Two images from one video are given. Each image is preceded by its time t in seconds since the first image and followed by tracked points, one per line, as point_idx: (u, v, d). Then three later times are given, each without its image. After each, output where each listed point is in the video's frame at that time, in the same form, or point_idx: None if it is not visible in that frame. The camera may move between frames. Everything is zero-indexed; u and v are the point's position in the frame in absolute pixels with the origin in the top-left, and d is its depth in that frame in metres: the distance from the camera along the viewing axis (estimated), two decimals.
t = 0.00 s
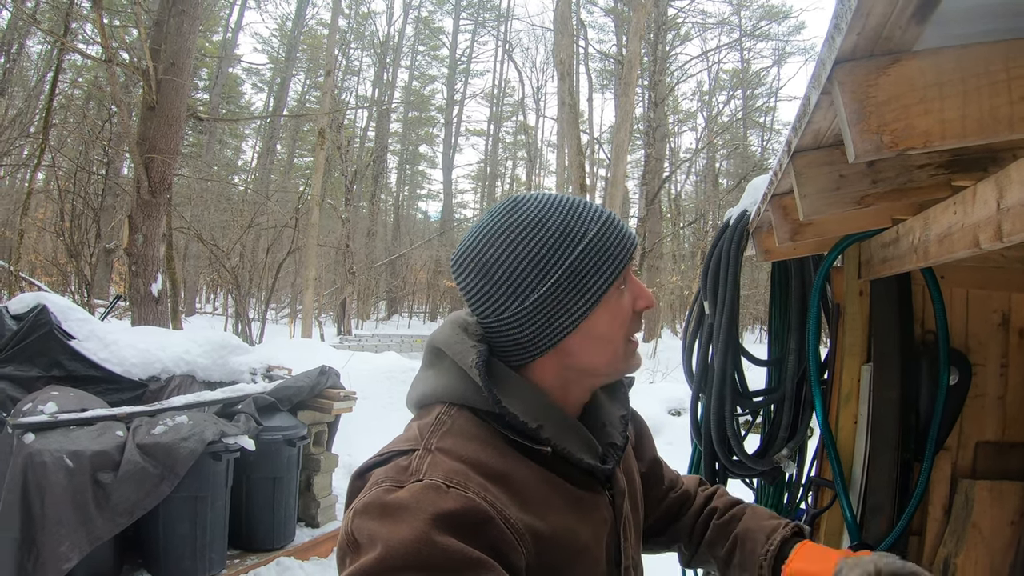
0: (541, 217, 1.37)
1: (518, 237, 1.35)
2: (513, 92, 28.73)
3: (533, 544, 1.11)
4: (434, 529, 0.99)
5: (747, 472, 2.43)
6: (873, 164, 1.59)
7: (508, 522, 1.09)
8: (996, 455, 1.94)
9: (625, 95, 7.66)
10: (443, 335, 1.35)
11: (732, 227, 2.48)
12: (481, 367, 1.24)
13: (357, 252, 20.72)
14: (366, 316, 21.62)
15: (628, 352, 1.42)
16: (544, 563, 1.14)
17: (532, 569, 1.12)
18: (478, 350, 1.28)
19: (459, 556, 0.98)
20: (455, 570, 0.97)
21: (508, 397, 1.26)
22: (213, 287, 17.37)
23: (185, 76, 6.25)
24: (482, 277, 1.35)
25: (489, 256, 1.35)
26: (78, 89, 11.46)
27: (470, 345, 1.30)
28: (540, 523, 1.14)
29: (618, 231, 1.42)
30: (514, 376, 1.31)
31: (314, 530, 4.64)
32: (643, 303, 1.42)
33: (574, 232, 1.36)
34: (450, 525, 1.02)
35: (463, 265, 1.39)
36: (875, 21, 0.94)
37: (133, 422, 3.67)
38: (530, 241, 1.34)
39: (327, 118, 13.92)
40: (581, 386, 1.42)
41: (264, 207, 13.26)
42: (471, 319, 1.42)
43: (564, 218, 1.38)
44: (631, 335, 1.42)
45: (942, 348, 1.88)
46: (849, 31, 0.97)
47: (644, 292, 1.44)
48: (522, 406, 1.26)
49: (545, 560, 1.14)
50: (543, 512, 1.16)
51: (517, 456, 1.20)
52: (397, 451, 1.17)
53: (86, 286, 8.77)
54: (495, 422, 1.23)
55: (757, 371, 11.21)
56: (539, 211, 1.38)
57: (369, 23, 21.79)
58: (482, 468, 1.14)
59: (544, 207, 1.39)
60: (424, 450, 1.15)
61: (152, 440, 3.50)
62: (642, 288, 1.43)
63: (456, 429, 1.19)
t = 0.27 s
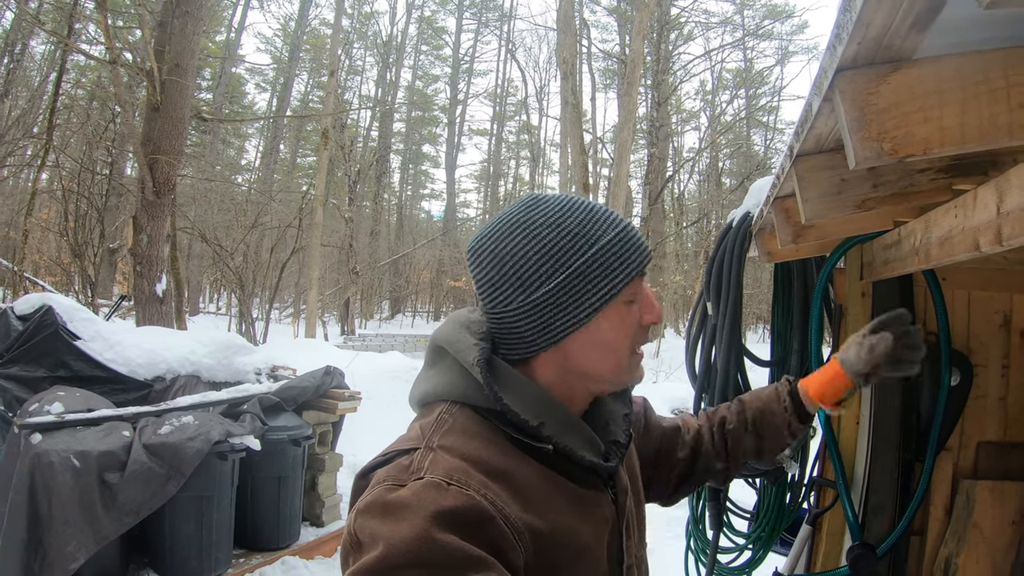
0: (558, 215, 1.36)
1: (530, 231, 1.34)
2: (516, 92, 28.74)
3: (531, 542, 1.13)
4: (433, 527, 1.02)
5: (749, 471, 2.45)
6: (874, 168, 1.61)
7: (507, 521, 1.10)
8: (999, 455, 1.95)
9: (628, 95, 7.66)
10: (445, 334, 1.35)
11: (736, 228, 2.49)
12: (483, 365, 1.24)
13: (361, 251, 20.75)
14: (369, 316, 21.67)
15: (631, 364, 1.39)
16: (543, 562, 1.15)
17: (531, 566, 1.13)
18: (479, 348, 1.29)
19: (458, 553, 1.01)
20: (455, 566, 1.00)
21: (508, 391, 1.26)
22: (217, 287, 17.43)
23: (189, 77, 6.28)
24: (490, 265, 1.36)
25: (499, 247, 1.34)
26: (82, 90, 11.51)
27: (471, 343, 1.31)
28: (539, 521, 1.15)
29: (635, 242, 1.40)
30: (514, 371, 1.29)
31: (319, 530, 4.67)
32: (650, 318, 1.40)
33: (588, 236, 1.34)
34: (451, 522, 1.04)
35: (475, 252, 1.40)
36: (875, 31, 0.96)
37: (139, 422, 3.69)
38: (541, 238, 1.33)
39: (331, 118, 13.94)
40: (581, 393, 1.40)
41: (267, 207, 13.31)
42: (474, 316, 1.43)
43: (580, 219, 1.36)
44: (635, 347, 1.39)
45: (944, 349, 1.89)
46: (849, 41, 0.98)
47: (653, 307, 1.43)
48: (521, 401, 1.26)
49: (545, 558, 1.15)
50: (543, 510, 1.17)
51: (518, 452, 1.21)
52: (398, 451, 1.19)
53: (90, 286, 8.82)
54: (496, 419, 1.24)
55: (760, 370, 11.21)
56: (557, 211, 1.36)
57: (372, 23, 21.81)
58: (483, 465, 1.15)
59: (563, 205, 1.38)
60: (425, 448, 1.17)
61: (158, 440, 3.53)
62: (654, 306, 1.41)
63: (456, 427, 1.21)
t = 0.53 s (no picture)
0: (572, 215, 1.38)
1: (541, 226, 1.37)
2: (519, 92, 28.80)
3: (556, 539, 1.14)
4: (458, 531, 1.01)
5: (755, 470, 2.46)
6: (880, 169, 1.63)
7: (531, 519, 1.11)
8: (1001, 454, 1.97)
9: (631, 96, 7.68)
10: (455, 328, 1.38)
11: (741, 228, 2.50)
12: (497, 365, 1.26)
13: (363, 251, 20.79)
14: (372, 316, 21.73)
15: (626, 388, 1.37)
16: (566, 557, 1.16)
17: (556, 562, 1.15)
18: (493, 346, 1.31)
19: (486, 556, 1.00)
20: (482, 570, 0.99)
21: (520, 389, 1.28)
22: (220, 286, 17.49)
23: (194, 77, 6.32)
24: (504, 252, 1.42)
25: (512, 236, 1.40)
26: (86, 90, 11.57)
27: (483, 340, 1.33)
28: (561, 518, 1.16)
29: (643, 253, 1.38)
30: (526, 369, 1.31)
31: (324, 528, 4.70)
32: (654, 342, 1.38)
33: (592, 241, 1.35)
34: (475, 525, 1.04)
35: (496, 236, 1.46)
36: (883, 35, 0.98)
37: (145, 420, 3.73)
38: (546, 235, 1.35)
39: (334, 118, 13.98)
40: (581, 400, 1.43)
41: (271, 206, 13.35)
42: (484, 308, 1.48)
43: (593, 223, 1.37)
44: (635, 370, 1.37)
45: (947, 349, 1.91)
46: (858, 44, 1.00)
47: (662, 333, 1.39)
48: (534, 397, 1.28)
49: (570, 551, 1.17)
50: (563, 505, 1.18)
51: (536, 449, 1.23)
52: (413, 452, 1.20)
53: (94, 285, 8.86)
54: (512, 416, 1.25)
55: (762, 372, 11.23)
56: (571, 211, 1.38)
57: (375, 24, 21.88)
58: (503, 465, 1.15)
59: (581, 206, 1.39)
60: (444, 449, 1.16)
61: (165, 438, 3.56)
62: (662, 329, 1.38)
63: (473, 426, 1.21)
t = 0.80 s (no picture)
0: (568, 222, 1.37)
1: (537, 233, 1.36)
2: (520, 92, 28.80)
3: (557, 544, 1.15)
4: (456, 547, 1.00)
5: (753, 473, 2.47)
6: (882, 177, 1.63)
7: (530, 527, 1.11)
8: (998, 459, 1.98)
9: (633, 97, 7.68)
10: (447, 331, 1.37)
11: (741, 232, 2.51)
12: (488, 370, 1.24)
13: (363, 250, 20.80)
14: (371, 314, 21.74)
15: (620, 395, 1.38)
16: (567, 561, 1.17)
17: (558, 566, 1.16)
18: (484, 351, 1.28)
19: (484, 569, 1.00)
20: None
21: (510, 392, 1.26)
22: (219, 283, 17.49)
23: (195, 74, 6.32)
24: (500, 257, 1.42)
25: (509, 243, 1.39)
26: (86, 86, 11.55)
27: (475, 345, 1.31)
28: (560, 523, 1.17)
29: (640, 261, 1.37)
30: (520, 371, 1.29)
31: (322, 527, 4.71)
32: (650, 351, 1.38)
33: (587, 249, 1.34)
34: (475, 537, 1.04)
35: (493, 241, 1.47)
36: (888, 45, 0.99)
37: (145, 418, 3.73)
38: (542, 243, 1.35)
39: (335, 116, 13.97)
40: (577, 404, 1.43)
41: (271, 204, 13.35)
42: (476, 309, 1.47)
43: (589, 230, 1.36)
44: (629, 377, 1.38)
45: (946, 355, 1.92)
46: (862, 55, 1.01)
47: (659, 341, 1.39)
48: (528, 403, 1.27)
49: (571, 555, 1.18)
50: (561, 510, 1.19)
51: (533, 454, 1.23)
52: (406, 460, 1.18)
53: (93, 281, 8.86)
54: (505, 421, 1.25)
55: (761, 374, 11.24)
56: (568, 218, 1.37)
57: (376, 22, 21.87)
58: (499, 473, 1.15)
59: (578, 212, 1.38)
60: (438, 459, 1.16)
61: (165, 436, 3.57)
62: (659, 339, 1.39)
63: (467, 433, 1.21)
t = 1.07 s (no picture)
0: (563, 210, 1.36)
1: (532, 222, 1.36)
2: (525, 91, 28.78)
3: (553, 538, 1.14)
4: (447, 541, 0.99)
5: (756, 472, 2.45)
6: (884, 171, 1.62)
7: (526, 520, 1.10)
8: (1002, 459, 1.96)
9: (638, 96, 7.65)
10: (440, 321, 1.36)
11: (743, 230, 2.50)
12: (481, 360, 1.23)
13: (367, 247, 20.81)
14: (374, 312, 21.76)
15: (621, 386, 1.37)
16: (563, 556, 1.16)
17: (554, 561, 1.15)
18: (477, 340, 1.27)
19: (477, 563, 0.99)
20: None
21: (505, 384, 1.26)
22: (223, 280, 17.51)
23: (200, 69, 6.32)
24: (496, 247, 1.42)
25: (505, 232, 1.39)
26: (92, 81, 11.57)
27: (468, 335, 1.29)
28: (556, 516, 1.16)
29: (638, 249, 1.36)
30: (514, 362, 1.28)
31: (323, 522, 4.71)
32: (649, 341, 1.37)
33: (584, 237, 1.33)
34: (467, 531, 1.03)
35: (489, 230, 1.46)
36: (890, 36, 0.98)
37: (146, 410, 3.74)
38: (538, 232, 1.34)
39: (340, 113, 13.97)
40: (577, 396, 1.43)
41: (275, 201, 13.35)
42: (472, 297, 1.46)
43: (584, 218, 1.35)
44: (630, 369, 1.37)
45: (949, 354, 1.90)
46: (864, 45, 1.01)
47: (659, 331, 1.38)
48: (522, 395, 1.26)
49: (568, 549, 1.18)
50: (557, 503, 1.18)
51: (528, 447, 1.23)
52: (400, 453, 1.17)
53: (97, 276, 8.87)
54: (499, 413, 1.25)
55: (764, 376, 11.21)
56: (564, 206, 1.36)
57: (382, 20, 21.87)
58: (492, 467, 1.14)
59: (575, 199, 1.38)
60: (431, 452, 1.15)
61: (165, 429, 3.57)
62: (660, 329, 1.37)
63: (460, 425, 1.21)
